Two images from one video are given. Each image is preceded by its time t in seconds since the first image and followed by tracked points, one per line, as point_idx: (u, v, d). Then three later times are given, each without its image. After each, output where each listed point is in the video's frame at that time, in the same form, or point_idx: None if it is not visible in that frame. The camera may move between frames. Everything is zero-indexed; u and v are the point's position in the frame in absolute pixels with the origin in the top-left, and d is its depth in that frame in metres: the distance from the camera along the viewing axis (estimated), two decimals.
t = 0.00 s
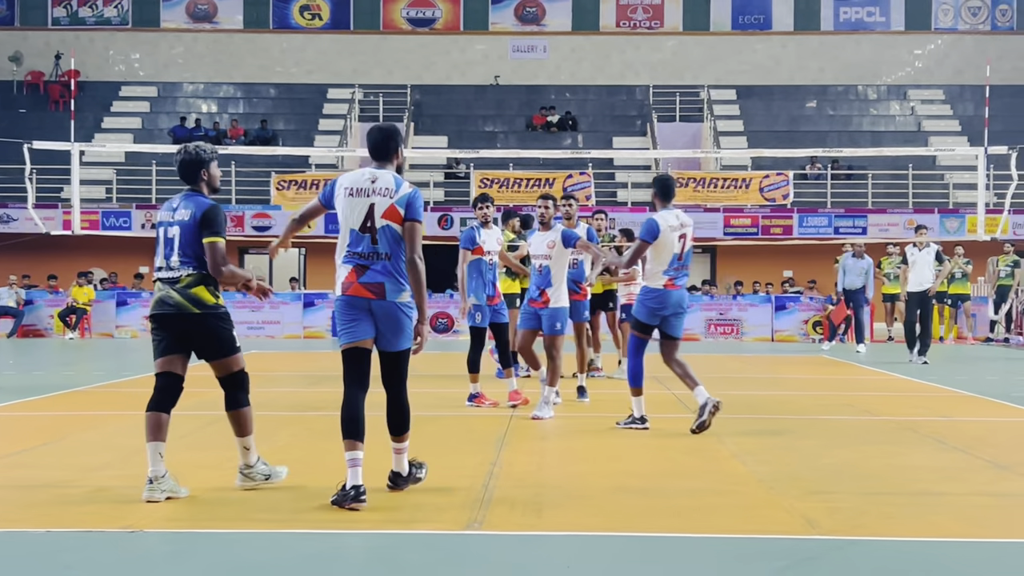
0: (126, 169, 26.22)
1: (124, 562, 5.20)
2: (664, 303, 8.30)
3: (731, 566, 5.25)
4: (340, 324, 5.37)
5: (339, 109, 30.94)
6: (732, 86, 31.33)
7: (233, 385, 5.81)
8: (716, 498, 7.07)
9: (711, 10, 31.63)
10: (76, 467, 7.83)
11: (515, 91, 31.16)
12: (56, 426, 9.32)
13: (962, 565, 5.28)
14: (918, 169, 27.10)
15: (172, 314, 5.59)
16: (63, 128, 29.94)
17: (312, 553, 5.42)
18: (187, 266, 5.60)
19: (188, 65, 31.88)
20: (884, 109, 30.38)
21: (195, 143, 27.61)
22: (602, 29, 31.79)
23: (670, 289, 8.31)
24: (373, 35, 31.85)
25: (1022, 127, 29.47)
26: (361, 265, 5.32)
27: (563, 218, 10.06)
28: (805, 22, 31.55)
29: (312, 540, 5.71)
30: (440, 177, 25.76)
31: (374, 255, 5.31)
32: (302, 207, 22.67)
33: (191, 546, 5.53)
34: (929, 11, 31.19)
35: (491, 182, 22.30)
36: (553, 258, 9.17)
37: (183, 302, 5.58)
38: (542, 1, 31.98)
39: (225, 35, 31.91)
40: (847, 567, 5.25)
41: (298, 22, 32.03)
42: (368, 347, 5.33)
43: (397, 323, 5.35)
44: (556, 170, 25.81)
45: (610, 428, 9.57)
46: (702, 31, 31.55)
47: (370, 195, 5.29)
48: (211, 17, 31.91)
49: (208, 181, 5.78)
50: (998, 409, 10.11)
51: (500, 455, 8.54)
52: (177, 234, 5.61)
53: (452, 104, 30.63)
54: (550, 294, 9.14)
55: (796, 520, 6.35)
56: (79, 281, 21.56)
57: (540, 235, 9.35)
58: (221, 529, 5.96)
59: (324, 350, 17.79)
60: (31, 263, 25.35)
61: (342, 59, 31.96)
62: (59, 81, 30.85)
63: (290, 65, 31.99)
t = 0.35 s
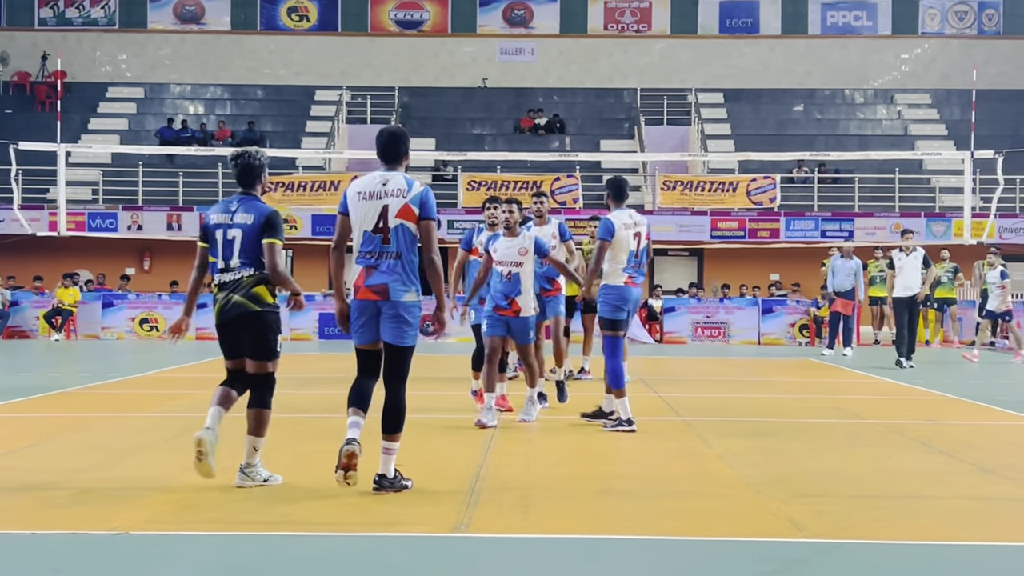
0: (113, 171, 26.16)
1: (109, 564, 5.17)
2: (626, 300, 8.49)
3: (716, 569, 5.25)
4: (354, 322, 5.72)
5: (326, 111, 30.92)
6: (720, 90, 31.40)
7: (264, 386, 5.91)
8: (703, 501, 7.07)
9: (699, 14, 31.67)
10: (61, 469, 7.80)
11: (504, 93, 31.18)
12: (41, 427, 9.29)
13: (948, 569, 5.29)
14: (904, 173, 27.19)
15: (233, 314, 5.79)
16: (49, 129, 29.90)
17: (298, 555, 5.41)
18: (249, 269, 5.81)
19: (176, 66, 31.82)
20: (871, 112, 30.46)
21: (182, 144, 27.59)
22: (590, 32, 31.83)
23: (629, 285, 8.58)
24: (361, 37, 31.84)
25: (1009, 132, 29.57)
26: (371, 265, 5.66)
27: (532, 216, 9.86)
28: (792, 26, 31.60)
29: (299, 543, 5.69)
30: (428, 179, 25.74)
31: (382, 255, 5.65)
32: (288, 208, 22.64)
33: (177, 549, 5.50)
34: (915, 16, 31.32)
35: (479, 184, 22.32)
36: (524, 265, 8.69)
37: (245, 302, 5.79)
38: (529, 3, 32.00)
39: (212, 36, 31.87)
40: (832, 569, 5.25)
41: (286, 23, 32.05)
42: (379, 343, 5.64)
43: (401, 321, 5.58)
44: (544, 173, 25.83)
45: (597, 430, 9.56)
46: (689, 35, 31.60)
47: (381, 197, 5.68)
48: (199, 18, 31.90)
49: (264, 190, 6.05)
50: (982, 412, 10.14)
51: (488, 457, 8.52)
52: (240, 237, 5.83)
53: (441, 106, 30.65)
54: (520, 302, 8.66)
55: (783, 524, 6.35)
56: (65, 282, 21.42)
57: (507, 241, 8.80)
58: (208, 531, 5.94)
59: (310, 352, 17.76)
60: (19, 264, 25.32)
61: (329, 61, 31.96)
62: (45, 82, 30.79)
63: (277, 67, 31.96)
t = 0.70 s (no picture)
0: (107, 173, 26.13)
1: (100, 566, 5.16)
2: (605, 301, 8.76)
3: (707, 572, 5.24)
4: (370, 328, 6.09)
5: (320, 114, 30.93)
6: (713, 93, 31.45)
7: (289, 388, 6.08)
8: (698, 504, 7.06)
9: (692, 17, 31.68)
10: (53, 471, 7.78)
11: (497, 96, 31.22)
12: (32, 430, 9.26)
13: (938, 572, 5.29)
14: (897, 177, 27.24)
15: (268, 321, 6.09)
16: (42, 131, 29.89)
17: (290, 557, 5.40)
18: (286, 279, 6.09)
19: (169, 68, 31.81)
20: (864, 116, 30.52)
21: (175, 146, 27.59)
22: (583, 35, 31.85)
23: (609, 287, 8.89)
24: (355, 39, 31.83)
25: (1001, 135, 29.64)
26: (382, 273, 5.99)
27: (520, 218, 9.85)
28: (785, 30, 31.66)
29: (293, 545, 5.67)
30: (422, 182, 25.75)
31: (393, 264, 5.98)
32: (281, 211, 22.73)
33: (170, 552, 5.49)
34: (908, 20, 31.39)
35: (472, 186, 22.28)
36: (500, 265, 8.71)
37: (281, 311, 6.07)
38: (523, 6, 31.93)
39: (206, 38, 31.85)
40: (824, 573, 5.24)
41: (279, 25, 32.03)
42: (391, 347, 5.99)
43: (412, 326, 5.93)
44: (538, 175, 25.84)
45: (591, 433, 9.55)
46: (683, 38, 31.63)
47: (392, 209, 6.01)
48: (193, 20, 31.86)
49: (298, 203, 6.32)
50: (974, 416, 10.15)
51: (482, 460, 8.51)
52: (279, 249, 6.09)
53: (434, 109, 30.65)
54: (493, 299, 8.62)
55: (775, 527, 6.35)
56: (58, 283, 21.38)
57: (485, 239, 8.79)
58: (200, 533, 5.92)
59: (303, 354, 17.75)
60: (12, 266, 25.27)
61: (323, 63, 31.94)
62: (38, 83, 30.76)
63: (271, 69, 31.96)
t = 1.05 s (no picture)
0: (108, 174, 26.16)
1: (101, 567, 5.17)
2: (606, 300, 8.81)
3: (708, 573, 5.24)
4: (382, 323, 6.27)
5: (320, 115, 30.95)
6: (714, 95, 31.45)
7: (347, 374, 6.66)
8: (698, 506, 7.06)
9: (693, 19, 31.65)
10: (53, 472, 7.79)
11: (498, 98, 31.25)
12: (32, 431, 9.26)
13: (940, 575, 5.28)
14: (897, 179, 27.26)
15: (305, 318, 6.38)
16: (43, 133, 29.90)
17: (291, 559, 5.41)
18: (322, 278, 6.39)
19: (169, 70, 31.84)
20: (864, 118, 30.56)
21: (175, 148, 27.61)
22: (584, 36, 31.87)
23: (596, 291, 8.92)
24: (355, 41, 31.84)
25: (1000, 138, 29.68)
26: (395, 273, 6.24)
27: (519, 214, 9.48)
28: (785, 32, 31.68)
29: (295, 546, 5.69)
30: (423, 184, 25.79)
31: (407, 263, 6.22)
32: (282, 213, 22.76)
33: (172, 553, 5.50)
34: (909, 22, 31.37)
35: (472, 188, 22.24)
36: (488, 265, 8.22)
37: (318, 308, 6.38)
38: (523, 8, 31.94)
39: (206, 40, 31.84)
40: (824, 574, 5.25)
41: (280, 27, 32.04)
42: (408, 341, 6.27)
43: (428, 321, 6.24)
44: (538, 177, 25.87)
45: (591, 435, 9.56)
46: (683, 40, 31.61)
47: (404, 210, 6.18)
48: (193, 22, 31.87)
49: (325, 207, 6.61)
50: (974, 417, 10.16)
51: (481, 462, 8.49)
52: (312, 249, 6.37)
53: (435, 110, 30.66)
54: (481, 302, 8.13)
55: (775, 528, 6.36)
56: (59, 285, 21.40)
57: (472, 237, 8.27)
58: (200, 535, 5.92)
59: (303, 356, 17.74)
60: (13, 268, 25.28)
61: (323, 65, 31.95)
62: (38, 85, 30.78)
63: (271, 71, 31.97)
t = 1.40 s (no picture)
0: (115, 175, 26.23)
1: (108, 568, 5.18)
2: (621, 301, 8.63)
3: None
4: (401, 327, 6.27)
5: (327, 117, 30.94)
6: (720, 96, 31.43)
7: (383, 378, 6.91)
8: (705, 507, 7.06)
9: (700, 20, 31.67)
10: (61, 473, 7.80)
11: (504, 100, 31.25)
12: (41, 432, 9.28)
13: None
14: (904, 180, 27.25)
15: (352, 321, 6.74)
16: (50, 135, 29.95)
17: (298, 560, 5.41)
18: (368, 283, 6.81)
19: (177, 72, 31.90)
20: (871, 119, 30.51)
21: (183, 149, 27.68)
22: (591, 38, 31.90)
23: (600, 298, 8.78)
24: (362, 42, 31.88)
25: (1008, 139, 29.59)
26: (418, 279, 6.26)
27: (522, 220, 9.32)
28: (792, 33, 31.69)
29: (302, 547, 5.71)
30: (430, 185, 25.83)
31: (429, 270, 6.25)
32: (289, 215, 22.65)
33: (179, 553, 5.51)
34: (916, 23, 31.34)
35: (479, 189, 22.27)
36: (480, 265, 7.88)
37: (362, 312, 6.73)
38: (530, 9, 32.04)
39: (214, 42, 31.91)
40: None
41: (287, 29, 32.15)
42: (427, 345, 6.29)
43: (449, 326, 6.29)
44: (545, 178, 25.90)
45: (598, 436, 9.56)
46: (690, 41, 31.61)
47: (425, 219, 6.23)
48: (200, 24, 31.95)
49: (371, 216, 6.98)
50: (982, 419, 10.13)
51: (488, 463, 8.49)
52: (357, 255, 6.77)
53: (441, 112, 30.66)
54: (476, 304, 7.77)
55: (782, 530, 6.34)
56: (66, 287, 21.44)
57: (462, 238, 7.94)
58: (207, 536, 5.93)
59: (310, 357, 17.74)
60: (20, 269, 25.32)
61: (330, 66, 32.00)
62: (47, 87, 30.87)
63: (278, 72, 32.01)
